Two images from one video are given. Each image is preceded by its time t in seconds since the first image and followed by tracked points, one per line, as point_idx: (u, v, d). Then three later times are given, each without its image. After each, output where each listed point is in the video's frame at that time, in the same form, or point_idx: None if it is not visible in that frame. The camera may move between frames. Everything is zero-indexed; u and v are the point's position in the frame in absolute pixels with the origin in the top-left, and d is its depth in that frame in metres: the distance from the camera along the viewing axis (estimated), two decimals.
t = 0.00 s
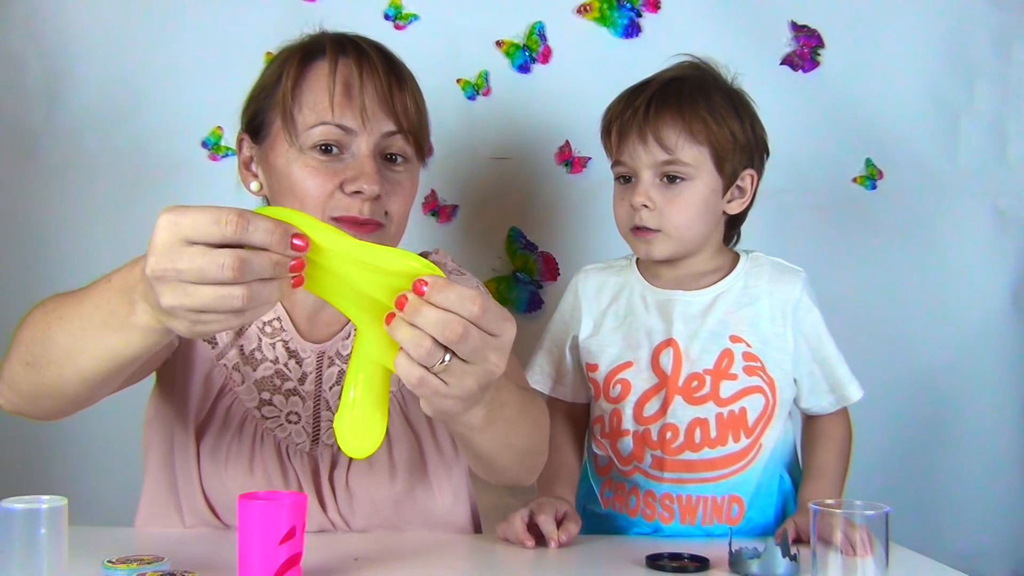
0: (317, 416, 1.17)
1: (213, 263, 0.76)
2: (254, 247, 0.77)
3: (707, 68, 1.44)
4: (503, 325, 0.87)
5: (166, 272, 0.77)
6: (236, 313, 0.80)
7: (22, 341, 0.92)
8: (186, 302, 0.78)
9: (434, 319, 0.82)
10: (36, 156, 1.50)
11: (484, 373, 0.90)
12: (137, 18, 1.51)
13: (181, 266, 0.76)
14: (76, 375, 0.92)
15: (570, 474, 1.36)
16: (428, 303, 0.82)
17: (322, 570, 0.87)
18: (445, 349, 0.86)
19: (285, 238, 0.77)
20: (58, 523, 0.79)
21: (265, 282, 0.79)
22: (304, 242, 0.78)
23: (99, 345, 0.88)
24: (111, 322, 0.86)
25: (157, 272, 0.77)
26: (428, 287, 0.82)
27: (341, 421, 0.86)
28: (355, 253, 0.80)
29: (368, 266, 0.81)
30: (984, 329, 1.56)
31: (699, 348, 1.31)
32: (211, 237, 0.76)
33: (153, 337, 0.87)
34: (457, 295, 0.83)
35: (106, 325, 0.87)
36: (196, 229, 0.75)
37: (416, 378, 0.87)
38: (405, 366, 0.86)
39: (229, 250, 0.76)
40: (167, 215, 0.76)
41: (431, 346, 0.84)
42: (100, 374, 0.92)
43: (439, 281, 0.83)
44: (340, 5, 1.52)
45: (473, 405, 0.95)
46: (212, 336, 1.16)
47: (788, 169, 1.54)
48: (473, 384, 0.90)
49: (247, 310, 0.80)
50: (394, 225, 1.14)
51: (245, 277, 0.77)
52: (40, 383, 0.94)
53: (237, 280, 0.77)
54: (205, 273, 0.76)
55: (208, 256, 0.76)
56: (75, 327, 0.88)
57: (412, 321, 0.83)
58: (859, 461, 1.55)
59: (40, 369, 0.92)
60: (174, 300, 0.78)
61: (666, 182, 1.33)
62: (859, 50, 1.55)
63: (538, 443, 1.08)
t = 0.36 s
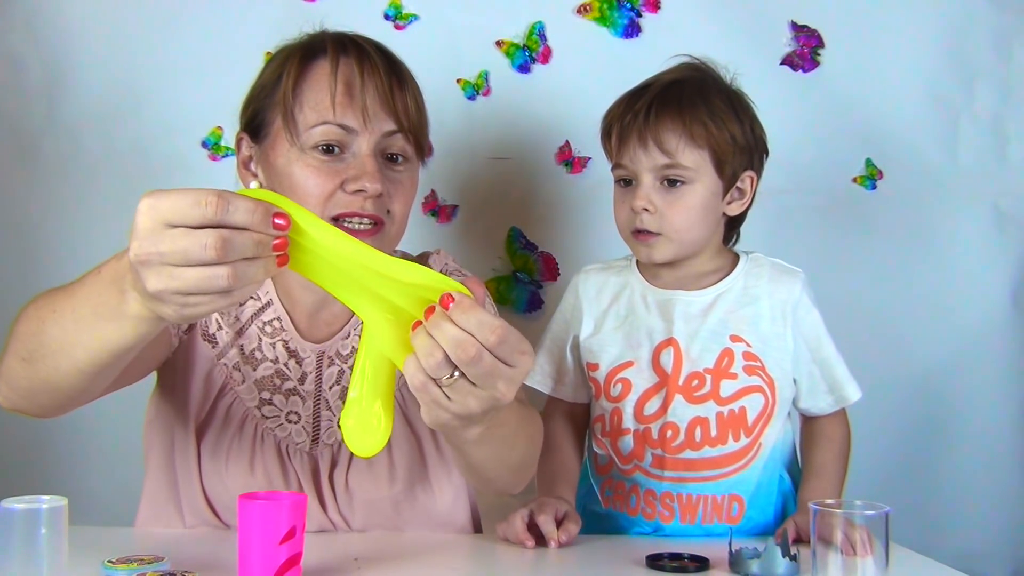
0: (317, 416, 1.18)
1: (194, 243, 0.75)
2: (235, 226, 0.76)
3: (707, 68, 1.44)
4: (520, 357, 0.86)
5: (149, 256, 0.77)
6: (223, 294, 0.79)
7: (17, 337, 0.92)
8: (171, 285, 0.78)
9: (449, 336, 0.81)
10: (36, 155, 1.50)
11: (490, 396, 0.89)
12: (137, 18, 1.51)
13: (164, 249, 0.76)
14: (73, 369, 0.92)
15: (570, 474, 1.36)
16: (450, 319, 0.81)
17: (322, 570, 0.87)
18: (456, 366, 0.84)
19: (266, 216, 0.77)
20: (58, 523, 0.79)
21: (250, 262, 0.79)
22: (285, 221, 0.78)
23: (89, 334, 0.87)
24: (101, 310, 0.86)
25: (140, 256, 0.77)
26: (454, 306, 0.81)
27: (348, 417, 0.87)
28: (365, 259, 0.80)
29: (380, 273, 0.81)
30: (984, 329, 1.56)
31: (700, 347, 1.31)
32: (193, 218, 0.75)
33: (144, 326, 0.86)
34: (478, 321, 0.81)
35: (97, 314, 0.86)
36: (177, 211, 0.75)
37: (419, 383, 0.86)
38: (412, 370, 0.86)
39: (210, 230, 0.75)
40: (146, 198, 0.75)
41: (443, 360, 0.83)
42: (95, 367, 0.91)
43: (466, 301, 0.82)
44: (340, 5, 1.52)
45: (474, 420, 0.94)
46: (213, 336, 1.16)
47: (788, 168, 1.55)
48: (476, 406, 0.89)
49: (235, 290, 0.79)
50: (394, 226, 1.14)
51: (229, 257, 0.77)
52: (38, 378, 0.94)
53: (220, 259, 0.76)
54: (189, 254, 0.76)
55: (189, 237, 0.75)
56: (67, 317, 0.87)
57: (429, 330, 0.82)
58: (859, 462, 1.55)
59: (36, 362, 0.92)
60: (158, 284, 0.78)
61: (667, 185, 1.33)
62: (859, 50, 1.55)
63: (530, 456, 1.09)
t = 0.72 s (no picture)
0: (316, 416, 1.18)
1: (179, 225, 0.75)
2: (220, 209, 0.77)
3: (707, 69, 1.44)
4: (540, 373, 0.85)
5: (135, 238, 0.76)
6: (208, 278, 0.78)
7: (11, 328, 0.92)
8: (157, 268, 0.77)
9: (469, 349, 0.81)
10: (35, 155, 1.50)
11: (509, 413, 0.88)
12: (136, 18, 1.51)
13: (149, 231, 0.75)
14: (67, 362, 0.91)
15: (570, 474, 1.36)
16: (469, 333, 0.81)
17: (322, 570, 0.87)
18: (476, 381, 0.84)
19: (251, 199, 0.77)
20: (58, 523, 0.79)
21: (236, 246, 0.78)
22: (272, 205, 0.78)
23: (79, 323, 0.87)
24: (92, 300, 0.85)
25: (126, 239, 0.77)
26: (473, 319, 0.81)
27: (356, 425, 0.87)
28: (374, 266, 0.81)
29: (389, 282, 0.82)
30: (984, 329, 1.56)
31: (700, 348, 1.31)
32: (178, 200, 0.75)
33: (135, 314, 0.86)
34: (497, 334, 0.81)
35: (88, 303, 0.86)
36: (163, 193, 0.75)
37: (437, 397, 0.86)
38: (431, 386, 0.85)
39: (195, 211, 0.75)
40: (133, 181, 0.76)
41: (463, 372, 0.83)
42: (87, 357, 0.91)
43: (486, 316, 0.82)
44: (340, 5, 1.52)
45: (490, 435, 0.94)
46: (212, 335, 1.16)
47: (787, 168, 1.54)
48: (494, 423, 0.88)
49: (221, 274, 0.79)
50: (393, 226, 1.14)
51: (214, 238, 0.76)
52: (32, 370, 0.93)
53: (206, 241, 0.76)
54: (175, 235, 0.75)
55: (175, 218, 0.75)
56: (59, 309, 0.87)
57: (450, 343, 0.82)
58: (859, 462, 1.55)
59: (30, 355, 0.92)
60: (144, 266, 0.77)
61: (666, 188, 1.33)
62: (859, 50, 1.55)
63: (534, 463, 1.09)
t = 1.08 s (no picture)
0: (317, 415, 1.17)
1: (167, 185, 0.75)
2: (210, 175, 0.77)
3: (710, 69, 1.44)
4: (522, 438, 0.86)
5: (121, 195, 0.76)
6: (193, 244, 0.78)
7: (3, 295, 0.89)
8: (139, 230, 0.76)
9: (455, 411, 0.81)
10: (35, 155, 1.50)
11: (485, 470, 0.89)
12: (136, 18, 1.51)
13: (138, 190, 0.75)
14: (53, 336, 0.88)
15: (570, 474, 1.36)
16: (456, 392, 0.81)
17: (322, 570, 0.87)
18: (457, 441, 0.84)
19: (242, 169, 0.78)
20: (58, 523, 0.80)
21: (223, 215, 0.78)
22: (263, 177, 0.79)
23: (64, 294, 0.85)
24: (79, 262, 0.83)
25: (113, 197, 0.76)
26: (462, 379, 0.81)
27: (319, 439, 0.86)
28: (363, 286, 0.81)
29: (376, 306, 0.81)
30: (984, 329, 1.56)
31: (700, 348, 1.31)
32: (169, 161, 0.75)
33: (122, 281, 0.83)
34: (484, 401, 0.81)
35: (75, 272, 0.84)
36: (154, 155, 0.75)
37: (416, 452, 0.86)
38: (410, 440, 0.85)
39: (184, 173, 0.75)
40: (128, 140, 0.76)
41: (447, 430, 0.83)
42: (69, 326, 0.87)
43: (475, 377, 0.81)
44: (340, 5, 1.52)
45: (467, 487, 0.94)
46: (215, 332, 1.16)
47: (787, 168, 1.54)
48: (471, 480, 0.90)
49: (206, 240, 0.78)
50: (399, 227, 1.14)
51: (201, 204, 0.76)
52: (19, 343, 0.90)
53: (191, 204, 0.75)
54: (163, 198, 0.75)
55: (164, 178, 0.75)
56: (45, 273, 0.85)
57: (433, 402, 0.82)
58: (859, 462, 1.55)
59: (19, 324, 0.89)
60: (127, 226, 0.76)
61: (666, 190, 1.33)
62: (859, 50, 1.55)
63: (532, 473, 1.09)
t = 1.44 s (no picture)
0: (320, 416, 1.17)
1: (157, 174, 0.74)
2: (201, 164, 0.76)
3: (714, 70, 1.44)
4: (534, 461, 0.88)
5: (111, 183, 0.75)
6: (184, 234, 0.77)
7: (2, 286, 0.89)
8: (129, 218, 0.75)
9: (470, 425, 0.82)
10: (35, 154, 1.50)
11: (494, 487, 0.91)
12: (136, 18, 1.51)
13: (129, 179, 0.74)
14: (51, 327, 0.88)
15: (571, 475, 1.36)
16: (474, 407, 0.82)
17: (323, 570, 0.87)
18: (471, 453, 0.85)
19: (235, 159, 0.77)
20: (58, 523, 0.79)
21: (215, 206, 0.77)
22: (255, 167, 0.78)
23: (61, 285, 0.84)
24: (74, 253, 0.83)
25: (104, 185, 0.75)
26: (482, 396, 0.81)
27: (337, 447, 0.87)
28: (368, 291, 0.81)
29: (388, 319, 0.81)
30: (984, 330, 1.56)
31: (700, 348, 1.31)
32: (159, 151, 0.74)
33: (116, 269, 0.83)
34: (501, 419, 0.81)
35: (70, 262, 0.83)
36: (145, 144, 0.74)
37: (428, 458, 0.88)
38: (425, 447, 0.87)
39: (174, 163, 0.74)
40: (119, 128, 0.75)
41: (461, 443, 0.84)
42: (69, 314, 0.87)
43: (495, 395, 0.82)
44: (340, 5, 1.52)
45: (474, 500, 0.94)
46: (221, 330, 1.16)
47: (787, 168, 1.54)
48: (479, 495, 0.91)
49: (198, 231, 0.77)
50: (408, 228, 1.15)
51: (192, 194, 0.75)
52: (17, 333, 0.89)
53: (181, 193, 0.74)
54: (153, 187, 0.74)
55: (154, 167, 0.74)
56: (42, 263, 0.85)
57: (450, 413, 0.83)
58: (859, 462, 1.55)
59: (16, 314, 0.88)
60: (116, 214, 0.75)
61: (667, 191, 1.33)
62: (859, 50, 1.55)
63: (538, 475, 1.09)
